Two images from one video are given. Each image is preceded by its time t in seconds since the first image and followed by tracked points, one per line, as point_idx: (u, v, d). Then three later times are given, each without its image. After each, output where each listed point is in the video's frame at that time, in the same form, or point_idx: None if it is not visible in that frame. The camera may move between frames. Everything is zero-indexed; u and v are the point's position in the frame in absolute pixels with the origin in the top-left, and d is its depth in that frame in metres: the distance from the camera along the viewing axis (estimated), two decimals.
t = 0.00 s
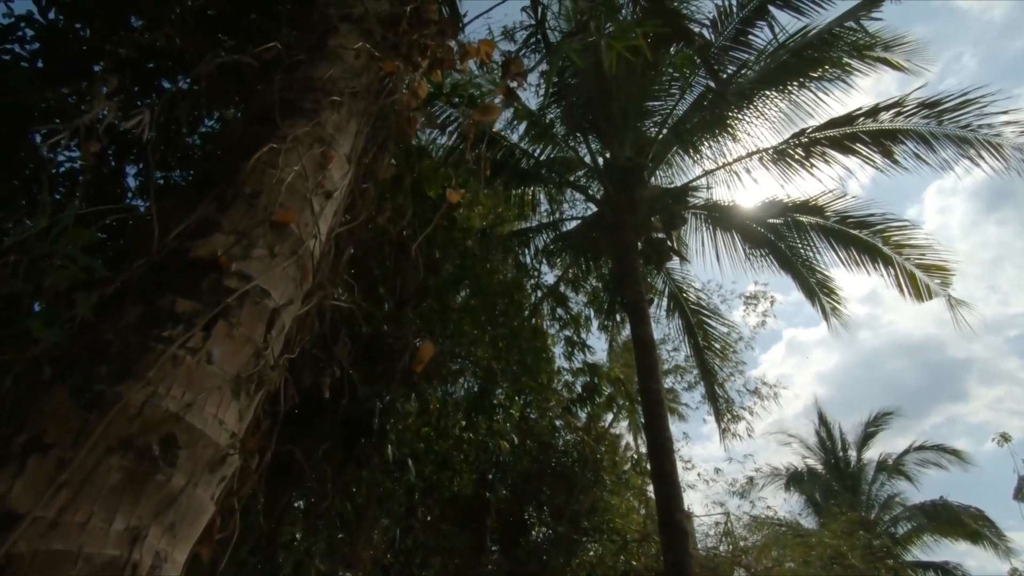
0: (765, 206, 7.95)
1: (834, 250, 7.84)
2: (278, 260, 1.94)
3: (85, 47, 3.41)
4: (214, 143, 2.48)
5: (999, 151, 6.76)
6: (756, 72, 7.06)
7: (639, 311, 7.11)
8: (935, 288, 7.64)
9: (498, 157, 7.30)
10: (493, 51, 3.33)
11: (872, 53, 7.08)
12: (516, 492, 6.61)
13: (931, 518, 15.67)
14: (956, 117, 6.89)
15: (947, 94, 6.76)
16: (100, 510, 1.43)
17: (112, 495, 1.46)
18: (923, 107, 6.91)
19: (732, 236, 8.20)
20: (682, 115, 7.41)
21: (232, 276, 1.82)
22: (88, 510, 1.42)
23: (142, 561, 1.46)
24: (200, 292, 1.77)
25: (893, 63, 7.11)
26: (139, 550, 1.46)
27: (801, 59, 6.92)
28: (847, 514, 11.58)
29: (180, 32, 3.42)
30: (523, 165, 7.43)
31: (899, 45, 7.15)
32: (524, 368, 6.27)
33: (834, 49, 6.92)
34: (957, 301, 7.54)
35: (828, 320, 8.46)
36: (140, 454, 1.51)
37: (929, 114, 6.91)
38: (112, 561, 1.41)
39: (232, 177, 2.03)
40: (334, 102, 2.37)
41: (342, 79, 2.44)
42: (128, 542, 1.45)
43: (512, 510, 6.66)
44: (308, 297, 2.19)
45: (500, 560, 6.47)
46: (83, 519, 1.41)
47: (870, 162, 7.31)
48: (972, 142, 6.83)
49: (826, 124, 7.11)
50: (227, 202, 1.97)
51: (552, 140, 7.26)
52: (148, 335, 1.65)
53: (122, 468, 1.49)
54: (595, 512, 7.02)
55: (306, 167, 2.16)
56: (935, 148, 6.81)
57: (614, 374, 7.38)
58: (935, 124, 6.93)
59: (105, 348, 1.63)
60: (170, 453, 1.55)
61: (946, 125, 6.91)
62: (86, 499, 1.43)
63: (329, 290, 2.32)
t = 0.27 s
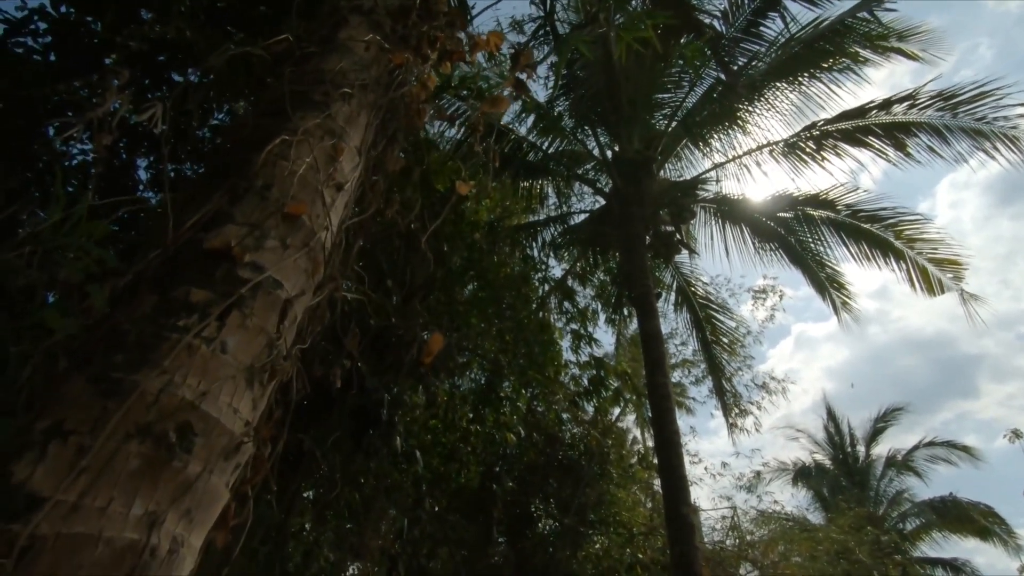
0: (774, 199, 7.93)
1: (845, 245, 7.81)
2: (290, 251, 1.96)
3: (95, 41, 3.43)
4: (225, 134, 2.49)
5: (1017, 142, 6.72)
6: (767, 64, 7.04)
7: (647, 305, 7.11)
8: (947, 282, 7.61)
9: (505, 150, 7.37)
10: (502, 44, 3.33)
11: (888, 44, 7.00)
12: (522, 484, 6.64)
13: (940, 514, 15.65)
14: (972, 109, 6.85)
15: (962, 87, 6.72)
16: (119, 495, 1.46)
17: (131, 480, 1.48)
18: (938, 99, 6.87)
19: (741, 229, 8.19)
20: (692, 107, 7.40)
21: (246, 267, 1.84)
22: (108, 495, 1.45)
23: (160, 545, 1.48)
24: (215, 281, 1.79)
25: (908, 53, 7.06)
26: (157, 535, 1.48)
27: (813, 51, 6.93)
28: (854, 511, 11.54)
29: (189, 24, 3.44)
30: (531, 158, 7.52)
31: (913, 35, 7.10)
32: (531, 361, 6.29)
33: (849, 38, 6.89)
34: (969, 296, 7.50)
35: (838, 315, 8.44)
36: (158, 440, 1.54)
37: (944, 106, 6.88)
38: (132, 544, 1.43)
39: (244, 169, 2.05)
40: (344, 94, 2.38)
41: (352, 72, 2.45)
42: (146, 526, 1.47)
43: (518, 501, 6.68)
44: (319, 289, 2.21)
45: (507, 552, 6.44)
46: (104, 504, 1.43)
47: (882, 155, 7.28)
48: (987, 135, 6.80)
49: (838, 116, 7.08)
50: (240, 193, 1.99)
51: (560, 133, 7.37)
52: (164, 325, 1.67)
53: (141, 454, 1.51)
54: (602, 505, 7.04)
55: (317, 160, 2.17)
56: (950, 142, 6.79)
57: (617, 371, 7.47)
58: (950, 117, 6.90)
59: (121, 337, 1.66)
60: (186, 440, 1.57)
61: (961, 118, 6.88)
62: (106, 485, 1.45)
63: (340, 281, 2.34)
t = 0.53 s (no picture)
0: (771, 190, 7.94)
1: (840, 236, 7.83)
2: (296, 247, 1.96)
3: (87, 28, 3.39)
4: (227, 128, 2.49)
5: (1012, 133, 6.74)
6: (765, 54, 7.01)
7: (643, 295, 7.13)
8: (941, 273, 7.65)
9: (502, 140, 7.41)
10: (503, 35, 3.32)
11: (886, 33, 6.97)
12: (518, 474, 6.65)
13: (930, 502, 15.79)
14: (968, 101, 6.86)
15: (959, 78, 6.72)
16: (133, 492, 1.47)
17: (144, 477, 1.49)
18: (935, 90, 6.87)
19: (736, 222, 8.24)
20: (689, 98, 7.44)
21: (252, 263, 1.84)
22: (122, 491, 1.46)
23: (174, 540, 1.50)
24: (221, 278, 1.79)
25: (906, 43, 7.05)
26: (171, 529, 1.50)
27: (810, 41, 6.93)
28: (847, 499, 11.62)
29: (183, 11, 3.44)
30: (527, 148, 7.50)
31: (911, 24, 7.08)
32: (527, 351, 6.32)
33: (846, 29, 6.89)
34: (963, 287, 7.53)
35: (832, 306, 8.48)
36: (170, 437, 1.55)
37: (940, 97, 6.87)
38: (147, 540, 1.45)
39: (249, 164, 2.05)
40: (347, 89, 2.38)
41: (353, 65, 2.45)
42: (160, 522, 1.49)
43: (514, 491, 6.70)
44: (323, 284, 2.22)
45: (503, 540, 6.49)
46: (118, 500, 1.45)
47: (879, 147, 7.29)
48: (983, 126, 6.82)
49: (835, 107, 7.09)
50: (244, 189, 1.99)
51: (557, 124, 7.34)
52: (172, 322, 1.67)
53: (153, 451, 1.52)
54: (597, 494, 7.08)
55: (322, 155, 2.17)
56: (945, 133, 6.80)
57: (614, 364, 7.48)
58: (946, 108, 6.91)
59: (129, 334, 1.66)
60: (197, 436, 1.58)
61: (957, 109, 6.90)
62: (119, 481, 1.46)
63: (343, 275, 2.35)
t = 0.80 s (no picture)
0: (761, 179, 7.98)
1: (828, 225, 7.87)
2: (308, 231, 1.95)
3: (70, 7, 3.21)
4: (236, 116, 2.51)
5: (999, 123, 6.78)
6: (756, 43, 7.04)
7: (634, 282, 7.17)
8: (926, 261, 7.69)
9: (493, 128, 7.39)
10: (507, 20, 3.30)
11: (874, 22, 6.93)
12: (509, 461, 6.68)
13: (910, 485, 16.07)
14: (955, 90, 6.90)
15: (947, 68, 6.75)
16: (160, 472, 1.48)
17: (170, 457, 1.50)
18: (923, 80, 6.89)
19: (726, 210, 8.30)
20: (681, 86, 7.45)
21: (267, 247, 1.84)
22: (149, 471, 1.47)
23: (200, 519, 1.52)
24: (237, 262, 1.78)
25: (896, 31, 7.07)
26: (198, 508, 1.52)
27: (801, 28, 6.88)
28: (830, 482, 11.78)
29: None
30: (519, 135, 7.45)
31: (900, 13, 7.10)
32: (519, 340, 6.33)
33: (836, 17, 6.82)
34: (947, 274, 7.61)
35: (819, 294, 8.54)
36: (193, 418, 1.55)
37: (928, 87, 6.90)
38: (175, 519, 1.47)
39: (259, 150, 2.06)
40: (354, 73, 2.38)
41: (359, 49, 2.44)
42: (187, 501, 1.51)
43: (506, 479, 6.71)
44: (332, 270, 2.22)
45: (495, 524, 6.51)
46: (145, 480, 1.46)
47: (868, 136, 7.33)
48: (970, 115, 6.85)
49: (825, 96, 7.13)
50: (255, 176, 2.00)
51: (549, 111, 7.35)
52: (190, 304, 1.67)
53: (178, 432, 1.53)
54: (587, 479, 7.17)
55: (331, 139, 2.17)
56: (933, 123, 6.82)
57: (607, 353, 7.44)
58: (934, 97, 6.93)
59: (148, 317, 1.65)
60: (220, 417, 1.59)
61: (944, 99, 6.92)
62: (146, 461, 1.47)
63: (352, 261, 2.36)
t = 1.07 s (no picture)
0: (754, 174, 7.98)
1: (819, 222, 7.92)
2: (312, 212, 1.96)
3: None
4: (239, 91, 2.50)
5: (989, 124, 6.81)
6: (754, 36, 7.04)
7: (627, 274, 7.18)
8: (913, 258, 7.73)
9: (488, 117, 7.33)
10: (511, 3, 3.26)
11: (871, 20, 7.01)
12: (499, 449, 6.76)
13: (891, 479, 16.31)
14: (948, 90, 6.91)
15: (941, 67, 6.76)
16: (165, 447, 1.48)
17: (175, 432, 1.50)
18: (916, 79, 6.92)
19: (720, 204, 8.29)
20: (677, 78, 7.41)
21: (271, 226, 1.84)
22: (154, 446, 1.46)
23: (204, 495, 1.53)
24: (241, 240, 1.78)
25: (891, 30, 7.10)
26: (202, 484, 1.52)
27: (797, 23, 6.93)
28: (813, 475, 11.91)
29: None
30: (516, 124, 7.38)
31: (896, 12, 7.14)
32: (511, 329, 6.31)
33: (832, 15, 6.86)
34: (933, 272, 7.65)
35: (807, 290, 8.57)
36: (198, 394, 1.55)
37: (922, 86, 6.92)
38: (180, 494, 1.47)
39: (262, 126, 2.04)
40: (357, 53, 2.37)
41: (362, 29, 2.42)
42: (192, 476, 1.51)
43: (494, 466, 6.82)
44: (336, 250, 2.22)
45: (482, 512, 6.60)
46: (150, 454, 1.45)
47: (861, 133, 7.36)
48: (961, 115, 6.87)
49: (819, 92, 7.15)
50: (258, 153, 1.99)
51: (544, 100, 7.29)
52: (194, 281, 1.67)
53: (182, 407, 1.52)
54: (575, 468, 7.32)
55: (334, 119, 2.16)
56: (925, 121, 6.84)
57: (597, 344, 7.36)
58: (927, 96, 6.94)
59: (153, 293, 1.65)
60: (226, 393, 1.59)
61: (937, 97, 6.93)
62: (150, 437, 1.47)
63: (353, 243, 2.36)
